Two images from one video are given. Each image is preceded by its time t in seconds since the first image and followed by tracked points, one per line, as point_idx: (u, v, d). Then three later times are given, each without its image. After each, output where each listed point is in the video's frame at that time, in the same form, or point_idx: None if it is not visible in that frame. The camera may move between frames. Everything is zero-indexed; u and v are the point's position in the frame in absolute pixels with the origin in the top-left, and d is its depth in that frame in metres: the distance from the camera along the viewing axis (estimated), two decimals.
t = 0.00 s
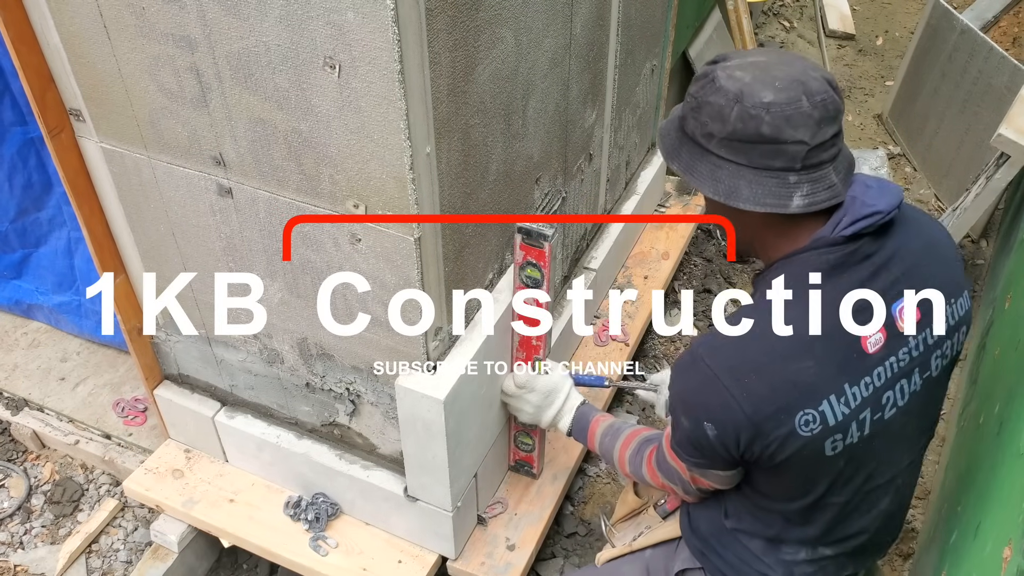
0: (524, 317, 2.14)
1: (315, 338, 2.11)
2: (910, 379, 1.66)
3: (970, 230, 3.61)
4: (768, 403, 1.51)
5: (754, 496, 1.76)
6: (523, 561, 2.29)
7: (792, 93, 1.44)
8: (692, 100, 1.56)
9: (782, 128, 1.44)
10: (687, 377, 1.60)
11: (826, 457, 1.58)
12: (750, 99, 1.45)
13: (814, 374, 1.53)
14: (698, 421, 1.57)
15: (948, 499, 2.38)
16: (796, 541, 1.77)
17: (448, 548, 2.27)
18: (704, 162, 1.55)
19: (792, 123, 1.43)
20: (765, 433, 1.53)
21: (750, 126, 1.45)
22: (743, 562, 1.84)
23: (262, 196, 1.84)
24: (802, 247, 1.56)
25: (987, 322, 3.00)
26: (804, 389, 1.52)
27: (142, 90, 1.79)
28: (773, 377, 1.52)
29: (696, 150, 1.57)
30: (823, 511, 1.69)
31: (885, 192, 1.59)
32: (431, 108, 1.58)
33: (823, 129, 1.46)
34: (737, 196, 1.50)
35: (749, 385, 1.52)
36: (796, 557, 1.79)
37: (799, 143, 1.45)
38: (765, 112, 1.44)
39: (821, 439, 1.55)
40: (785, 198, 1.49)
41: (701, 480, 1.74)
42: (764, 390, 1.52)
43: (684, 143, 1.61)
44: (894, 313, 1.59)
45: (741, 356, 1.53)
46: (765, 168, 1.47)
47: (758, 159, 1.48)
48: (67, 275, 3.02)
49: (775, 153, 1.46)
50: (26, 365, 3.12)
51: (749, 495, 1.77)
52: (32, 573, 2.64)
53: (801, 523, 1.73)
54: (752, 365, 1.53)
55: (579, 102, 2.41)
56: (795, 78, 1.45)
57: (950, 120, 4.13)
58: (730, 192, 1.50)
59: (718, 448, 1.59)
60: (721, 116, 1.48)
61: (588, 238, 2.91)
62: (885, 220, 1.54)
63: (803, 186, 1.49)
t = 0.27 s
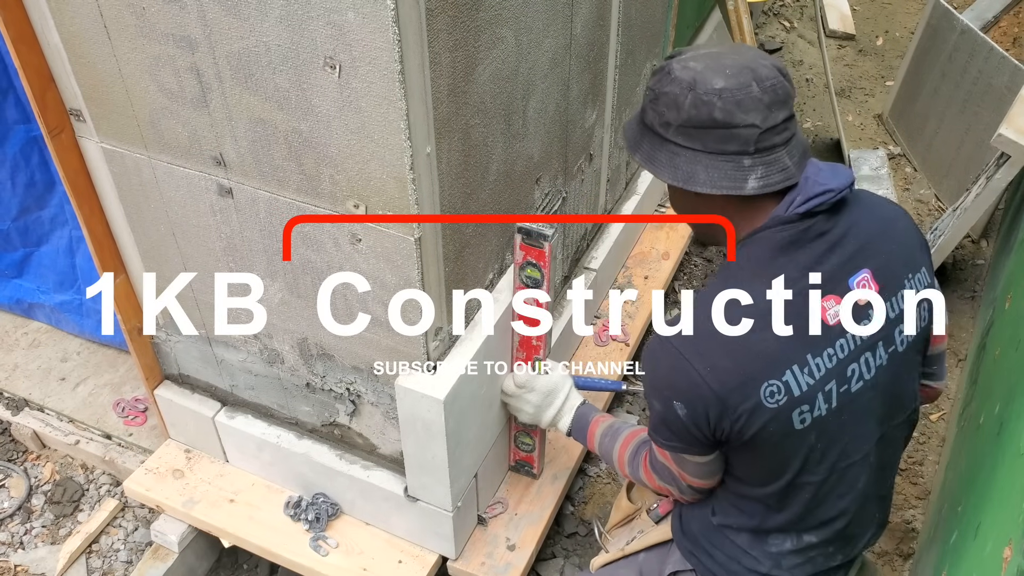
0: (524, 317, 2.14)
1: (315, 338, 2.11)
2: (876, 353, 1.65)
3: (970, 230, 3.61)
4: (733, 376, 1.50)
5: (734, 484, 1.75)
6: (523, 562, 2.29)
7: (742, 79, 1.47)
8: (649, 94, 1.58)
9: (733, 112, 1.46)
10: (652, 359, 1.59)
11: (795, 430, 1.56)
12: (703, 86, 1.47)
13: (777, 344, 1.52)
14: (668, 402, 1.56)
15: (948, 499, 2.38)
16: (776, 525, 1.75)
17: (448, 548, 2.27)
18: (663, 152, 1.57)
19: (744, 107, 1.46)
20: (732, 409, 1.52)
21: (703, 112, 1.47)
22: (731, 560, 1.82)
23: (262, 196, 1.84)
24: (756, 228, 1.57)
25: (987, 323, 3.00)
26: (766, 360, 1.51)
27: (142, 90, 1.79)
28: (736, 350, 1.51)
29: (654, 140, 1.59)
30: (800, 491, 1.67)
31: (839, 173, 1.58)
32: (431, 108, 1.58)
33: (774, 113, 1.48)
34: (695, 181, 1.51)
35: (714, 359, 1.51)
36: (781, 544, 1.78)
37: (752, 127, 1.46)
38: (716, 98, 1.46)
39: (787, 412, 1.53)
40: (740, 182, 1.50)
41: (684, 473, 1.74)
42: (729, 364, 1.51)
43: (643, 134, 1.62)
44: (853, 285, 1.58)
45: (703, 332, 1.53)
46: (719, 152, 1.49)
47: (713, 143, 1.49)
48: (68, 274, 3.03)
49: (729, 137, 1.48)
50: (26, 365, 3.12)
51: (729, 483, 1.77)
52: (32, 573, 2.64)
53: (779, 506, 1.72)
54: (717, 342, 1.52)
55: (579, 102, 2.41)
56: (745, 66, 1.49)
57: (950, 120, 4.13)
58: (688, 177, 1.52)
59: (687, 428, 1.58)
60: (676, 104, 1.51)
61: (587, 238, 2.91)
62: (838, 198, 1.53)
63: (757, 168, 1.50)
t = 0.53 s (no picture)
0: (524, 317, 2.13)
1: (315, 338, 2.11)
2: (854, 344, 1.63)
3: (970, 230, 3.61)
4: (705, 369, 1.50)
5: (721, 480, 1.75)
6: (523, 561, 2.29)
7: (701, 77, 1.47)
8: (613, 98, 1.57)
9: (694, 110, 1.46)
10: (629, 358, 1.60)
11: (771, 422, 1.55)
12: (663, 87, 1.46)
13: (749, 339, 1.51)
14: (646, 399, 1.57)
15: (948, 499, 2.38)
16: (763, 520, 1.73)
17: (448, 548, 2.27)
18: (630, 154, 1.55)
19: (704, 105, 1.46)
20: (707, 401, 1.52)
21: (664, 112, 1.47)
22: (726, 556, 1.81)
23: (263, 196, 1.84)
24: (730, 219, 1.56)
25: (987, 323, 3.00)
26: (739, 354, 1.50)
27: (142, 90, 1.79)
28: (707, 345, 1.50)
29: (619, 143, 1.58)
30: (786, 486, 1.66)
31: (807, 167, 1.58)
32: (431, 108, 1.58)
33: (734, 109, 1.48)
34: (661, 180, 1.50)
35: (686, 355, 1.51)
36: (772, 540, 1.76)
37: (713, 123, 1.46)
38: (677, 96, 1.46)
39: (762, 403, 1.52)
40: (705, 179, 1.49)
41: (671, 472, 1.74)
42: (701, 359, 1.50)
43: (609, 137, 1.61)
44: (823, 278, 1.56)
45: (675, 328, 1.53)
46: (683, 151, 1.48)
47: (675, 142, 1.49)
48: (69, 272, 3.03)
49: (691, 134, 1.47)
50: (26, 365, 3.12)
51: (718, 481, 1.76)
52: (32, 573, 2.64)
53: (764, 499, 1.70)
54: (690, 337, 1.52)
55: (579, 102, 2.41)
56: (704, 64, 1.49)
57: (949, 120, 4.13)
58: (654, 177, 1.51)
59: (665, 424, 1.58)
60: (638, 105, 1.50)
61: (587, 239, 2.91)
62: (804, 190, 1.54)
63: (722, 164, 1.49)
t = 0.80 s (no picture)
0: (524, 317, 2.12)
1: (315, 338, 2.11)
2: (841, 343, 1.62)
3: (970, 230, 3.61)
4: (687, 372, 1.50)
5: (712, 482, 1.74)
6: (523, 561, 2.29)
7: (677, 85, 1.47)
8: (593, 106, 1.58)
9: (671, 119, 1.46)
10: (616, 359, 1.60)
11: (755, 424, 1.54)
12: (639, 96, 1.47)
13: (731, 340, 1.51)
14: (630, 403, 1.57)
15: (948, 499, 2.38)
16: (755, 521, 1.72)
17: (448, 548, 2.27)
18: (612, 163, 1.56)
19: (681, 113, 1.46)
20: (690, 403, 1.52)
21: (642, 121, 1.47)
22: (722, 555, 1.81)
23: (262, 196, 1.84)
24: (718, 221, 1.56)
25: (987, 323, 3.00)
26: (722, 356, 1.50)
27: (142, 89, 1.79)
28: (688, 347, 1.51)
29: (601, 151, 1.58)
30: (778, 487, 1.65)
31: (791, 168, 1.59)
32: (431, 108, 1.58)
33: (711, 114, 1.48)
34: (641, 188, 1.51)
35: (668, 358, 1.51)
36: (766, 542, 1.75)
37: (691, 131, 1.46)
38: (654, 105, 1.46)
39: (745, 405, 1.52)
40: (685, 186, 1.50)
41: (667, 476, 1.74)
42: (683, 362, 1.51)
43: (591, 144, 1.62)
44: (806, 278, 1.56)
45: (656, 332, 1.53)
46: (661, 159, 1.49)
47: (654, 150, 1.49)
48: (70, 271, 3.03)
49: (669, 142, 1.48)
50: (26, 365, 3.12)
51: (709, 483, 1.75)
52: (32, 573, 2.64)
53: (753, 502, 1.69)
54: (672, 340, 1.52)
55: (578, 102, 2.41)
56: (680, 71, 1.48)
57: (949, 120, 4.13)
58: (634, 186, 1.51)
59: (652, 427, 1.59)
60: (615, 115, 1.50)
61: (587, 239, 2.91)
62: (786, 193, 1.54)
63: (701, 170, 1.49)
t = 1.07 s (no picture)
0: (524, 317, 2.12)
1: (315, 338, 2.11)
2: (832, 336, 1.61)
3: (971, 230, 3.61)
4: (680, 372, 1.51)
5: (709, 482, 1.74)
6: (523, 561, 2.29)
7: (670, 84, 1.47)
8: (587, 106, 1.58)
9: (664, 118, 1.46)
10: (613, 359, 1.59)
11: (748, 423, 1.54)
12: (632, 95, 1.47)
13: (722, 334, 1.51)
14: (623, 403, 1.57)
15: (948, 499, 2.38)
16: (752, 519, 1.72)
17: (448, 548, 2.27)
18: (605, 162, 1.56)
19: (675, 112, 1.46)
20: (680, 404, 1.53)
21: (635, 120, 1.48)
22: (719, 552, 1.81)
23: (263, 196, 1.84)
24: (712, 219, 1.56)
25: (988, 322, 3.00)
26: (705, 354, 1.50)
27: (142, 89, 1.79)
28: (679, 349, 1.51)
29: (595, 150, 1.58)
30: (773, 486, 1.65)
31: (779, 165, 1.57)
32: (431, 108, 1.58)
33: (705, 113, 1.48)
34: (635, 187, 1.51)
35: (660, 358, 1.52)
36: (762, 540, 1.75)
37: (684, 129, 1.47)
38: (647, 104, 1.46)
39: (737, 405, 1.52)
40: (680, 185, 1.50)
41: (663, 476, 1.74)
42: (675, 364, 1.51)
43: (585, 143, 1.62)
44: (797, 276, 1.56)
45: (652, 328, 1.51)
46: (655, 158, 1.49)
47: (647, 149, 1.49)
48: (72, 270, 3.03)
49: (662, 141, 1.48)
50: (26, 365, 3.12)
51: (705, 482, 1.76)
52: (32, 573, 2.64)
53: (747, 501, 1.69)
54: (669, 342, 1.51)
55: (579, 102, 2.41)
56: (673, 70, 1.48)
57: (950, 120, 4.13)
58: (627, 185, 1.52)
59: (646, 427, 1.59)
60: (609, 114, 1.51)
61: (587, 238, 2.91)
62: (777, 192, 1.53)
63: (695, 169, 1.50)
